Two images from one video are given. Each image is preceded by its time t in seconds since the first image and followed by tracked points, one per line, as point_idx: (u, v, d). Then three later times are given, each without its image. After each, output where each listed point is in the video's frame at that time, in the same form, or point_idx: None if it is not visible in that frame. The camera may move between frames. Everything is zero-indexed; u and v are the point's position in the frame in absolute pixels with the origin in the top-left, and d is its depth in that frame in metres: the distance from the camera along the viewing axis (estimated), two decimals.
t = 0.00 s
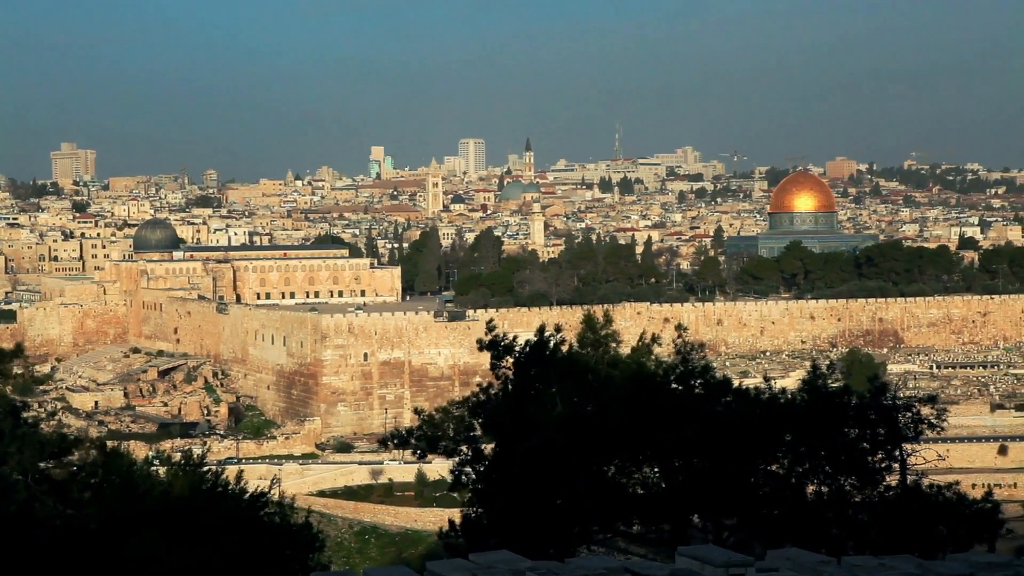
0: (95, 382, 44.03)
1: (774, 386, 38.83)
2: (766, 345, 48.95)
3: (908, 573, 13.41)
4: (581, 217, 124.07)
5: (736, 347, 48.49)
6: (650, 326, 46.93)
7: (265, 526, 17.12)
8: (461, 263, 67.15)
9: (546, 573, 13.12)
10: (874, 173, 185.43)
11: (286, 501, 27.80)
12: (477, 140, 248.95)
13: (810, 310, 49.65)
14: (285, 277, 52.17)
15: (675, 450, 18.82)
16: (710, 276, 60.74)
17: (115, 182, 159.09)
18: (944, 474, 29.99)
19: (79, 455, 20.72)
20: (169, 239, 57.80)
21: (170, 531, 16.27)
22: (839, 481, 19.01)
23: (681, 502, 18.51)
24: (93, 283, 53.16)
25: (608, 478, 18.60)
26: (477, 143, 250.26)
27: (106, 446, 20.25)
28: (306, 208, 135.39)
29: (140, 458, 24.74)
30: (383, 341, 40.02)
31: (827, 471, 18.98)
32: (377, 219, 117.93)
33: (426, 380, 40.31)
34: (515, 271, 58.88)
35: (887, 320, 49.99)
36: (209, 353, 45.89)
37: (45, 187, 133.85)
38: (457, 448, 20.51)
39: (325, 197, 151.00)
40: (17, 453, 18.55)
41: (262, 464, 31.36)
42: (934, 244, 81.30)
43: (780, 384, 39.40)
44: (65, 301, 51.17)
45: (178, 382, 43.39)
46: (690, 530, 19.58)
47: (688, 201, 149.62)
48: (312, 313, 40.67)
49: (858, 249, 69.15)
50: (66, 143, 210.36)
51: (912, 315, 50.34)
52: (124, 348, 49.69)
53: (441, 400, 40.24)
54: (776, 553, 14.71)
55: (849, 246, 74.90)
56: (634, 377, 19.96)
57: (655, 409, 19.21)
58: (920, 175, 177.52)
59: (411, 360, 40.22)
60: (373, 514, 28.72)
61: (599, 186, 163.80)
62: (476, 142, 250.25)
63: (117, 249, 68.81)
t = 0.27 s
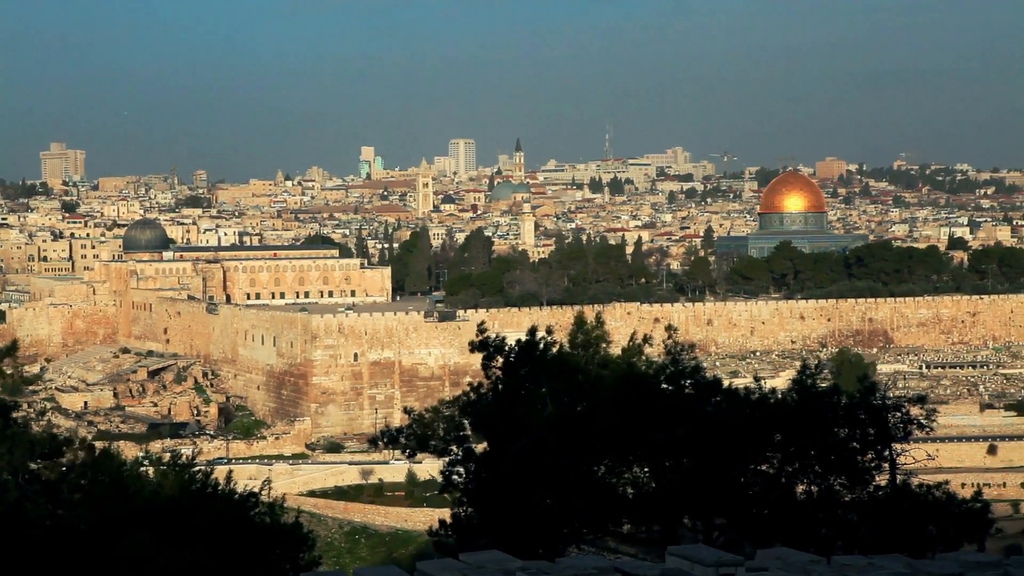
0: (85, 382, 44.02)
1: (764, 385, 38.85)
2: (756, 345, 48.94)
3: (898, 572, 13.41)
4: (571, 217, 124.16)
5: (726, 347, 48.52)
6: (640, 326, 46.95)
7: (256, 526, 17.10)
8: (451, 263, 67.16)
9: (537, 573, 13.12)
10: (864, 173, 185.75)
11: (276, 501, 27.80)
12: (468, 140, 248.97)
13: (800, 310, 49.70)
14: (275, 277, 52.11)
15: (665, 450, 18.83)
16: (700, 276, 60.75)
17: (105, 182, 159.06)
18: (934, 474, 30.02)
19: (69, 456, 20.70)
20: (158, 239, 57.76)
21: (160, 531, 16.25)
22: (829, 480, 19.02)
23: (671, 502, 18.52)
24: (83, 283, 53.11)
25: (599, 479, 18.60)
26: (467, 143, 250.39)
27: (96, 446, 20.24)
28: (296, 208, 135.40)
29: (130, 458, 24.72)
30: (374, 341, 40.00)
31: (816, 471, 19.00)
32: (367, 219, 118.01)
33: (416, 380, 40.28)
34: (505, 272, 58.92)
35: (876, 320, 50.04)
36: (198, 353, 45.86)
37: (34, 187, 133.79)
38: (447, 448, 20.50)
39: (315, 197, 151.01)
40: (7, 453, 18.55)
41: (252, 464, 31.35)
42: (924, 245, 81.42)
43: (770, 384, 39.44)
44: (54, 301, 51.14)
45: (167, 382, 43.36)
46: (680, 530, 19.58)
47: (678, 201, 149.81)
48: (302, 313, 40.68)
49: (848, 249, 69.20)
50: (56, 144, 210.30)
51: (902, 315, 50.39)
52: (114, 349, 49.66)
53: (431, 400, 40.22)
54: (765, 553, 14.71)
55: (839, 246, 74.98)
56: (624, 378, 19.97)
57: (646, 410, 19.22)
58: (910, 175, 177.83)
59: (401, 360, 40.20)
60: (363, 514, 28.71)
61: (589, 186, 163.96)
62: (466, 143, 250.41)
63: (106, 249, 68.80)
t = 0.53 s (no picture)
0: (74, 382, 44.00)
1: (755, 385, 38.87)
2: (746, 345, 48.96)
3: (888, 572, 13.41)
4: (562, 217, 124.18)
5: (716, 347, 48.55)
6: (631, 326, 46.96)
7: (245, 527, 17.10)
8: (441, 263, 67.16)
9: (527, 573, 13.12)
10: (854, 173, 186.00)
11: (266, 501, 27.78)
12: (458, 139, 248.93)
13: (790, 310, 49.73)
14: (265, 277, 52.13)
15: (655, 450, 18.84)
16: (689, 276, 60.77)
17: (95, 182, 158.88)
18: (923, 473, 30.05)
19: (58, 457, 20.66)
20: (148, 238, 57.69)
21: (151, 531, 16.24)
22: (819, 480, 19.02)
23: (661, 502, 18.54)
24: (72, 283, 53.01)
25: (589, 479, 18.62)
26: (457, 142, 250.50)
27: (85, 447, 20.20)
28: (286, 208, 135.31)
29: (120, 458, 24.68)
30: (364, 341, 39.98)
31: (807, 470, 19.01)
32: (357, 219, 118.02)
33: (406, 380, 40.25)
34: (495, 271, 58.92)
35: (866, 320, 50.09)
36: (188, 353, 45.81)
37: (23, 187, 133.60)
38: (437, 447, 20.50)
39: (305, 197, 150.91)
40: None
41: (242, 464, 31.32)
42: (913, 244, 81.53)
43: (760, 383, 39.46)
44: (44, 301, 51.07)
45: (157, 382, 43.32)
46: (670, 530, 19.59)
47: (669, 201, 149.95)
48: (292, 312, 40.66)
49: (838, 249, 69.28)
50: (46, 144, 210.07)
51: (892, 315, 50.43)
52: (104, 349, 49.61)
53: (422, 400, 40.18)
54: (755, 553, 14.71)
55: (829, 246, 75.06)
56: (615, 377, 19.97)
57: (636, 409, 19.23)
58: (899, 175, 178.11)
59: (392, 360, 40.18)
60: (353, 514, 28.70)
61: (580, 185, 164.08)
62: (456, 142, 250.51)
63: (95, 248, 68.71)
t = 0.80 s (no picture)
0: (62, 382, 43.97)
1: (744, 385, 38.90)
2: (735, 345, 48.98)
3: (877, 573, 13.40)
4: (551, 217, 124.21)
5: (705, 347, 48.57)
6: (620, 326, 46.95)
7: (234, 527, 17.08)
8: (430, 263, 67.11)
9: (517, 573, 13.14)
10: (843, 173, 186.29)
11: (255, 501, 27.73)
12: (447, 139, 248.95)
13: (779, 310, 49.78)
14: (254, 277, 52.09)
15: (644, 450, 18.86)
16: (679, 276, 60.76)
17: (83, 182, 158.67)
18: (911, 473, 30.09)
19: (45, 458, 20.60)
20: (136, 239, 57.61)
21: (140, 531, 16.23)
22: (807, 480, 19.05)
23: (650, 502, 18.57)
24: (60, 283, 52.89)
25: (578, 478, 18.65)
26: (446, 142, 250.62)
27: (71, 447, 20.14)
28: (275, 208, 135.21)
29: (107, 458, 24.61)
30: (353, 342, 39.97)
31: (795, 470, 19.03)
32: (346, 219, 118.01)
33: (395, 380, 40.25)
34: (485, 271, 58.93)
35: (855, 320, 50.14)
36: (176, 354, 45.76)
37: (11, 187, 133.38)
38: (426, 447, 20.51)
39: (294, 197, 150.80)
40: None
41: (231, 465, 31.29)
42: (901, 245, 81.67)
43: (749, 383, 39.48)
44: (31, 301, 50.96)
45: (146, 382, 43.27)
46: (660, 530, 19.59)
47: (658, 201, 150.06)
48: (281, 313, 40.64)
49: (826, 249, 69.36)
50: (33, 144, 209.65)
51: (880, 315, 50.48)
52: (92, 349, 49.53)
53: (411, 400, 40.17)
54: (744, 553, 14.73)
55: (818, 246, 75.12)
56: (604, 377, 19.99)
57: (626, 410, 19.24)
58: (888, 175, 178.42)
59: (381, 360, 40.18)
60: (342, 515, 28.69)
61: (569, 185, 164.18)
62: (445, 142, 250.64)
63: (83, 248, 68.62)
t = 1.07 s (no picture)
0: (52, 382, 43.91)
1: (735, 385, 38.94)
2: (725, 345, 49.03)
3: (868, 573, 13.41)
4: (542, 217, 124.27)
5: (695, 347, 48.62)
6: (611, 326, 46.97)
7: (224, 527, 17.09)
8: (422, 263, 67.09)
9: (507, 573, 13.16)
10: (833, 173, 186.59)
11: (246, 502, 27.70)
12: (438, 140, 249.02)
13: (770, 310, 49.83)
14: (245, 277, 52.03)
15: (635, 450, 18.89)
16: (670, 277, 60.77)
17: (74, 182, 158.58)
18: (902, 473, 30.15)
19: (34, 458, 20.56)
20: (127, 239, 57.60)
21: (130, 531, 16.23)
22: (799, 479, 19.09)
23: (641, 502, 18.59)
24: (51, 284, 52.81)
25: (569, 478, 18.66)
26: (438, 142, 250.71)
27: (61, 448, 20.10)
28: (266, 208, 135.19)
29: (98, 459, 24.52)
30: (344, 342, 39.96)
31: (786, 470, 19.06)
32: (337, 219, 118.06)
33: (386, 381, 40.26)
34: (476, 271, 58.97)
35: (846, 320, 50.21)
36: (167, 354, 45.73)
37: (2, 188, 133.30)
38: (416, 447, 20.52)
39: (285, 197, 150.77)
40: None
41: (221, 465, 31.29)
42: (892, 245, 81.80)
43: (740, 383, 39.53)
44: (21, 302, 50.88)
45: (137, 382, 43.26)
46: (651, 530, 19.61)
47: (649, 201, 150.20)
48: (272, 313, 40.62)
49: (817, 249, 69.45)
50: (24, 144, 209.47)
51: (871, 315, 50.55)
52: (83, 349, 49.53)
53: (402, 400, 40.20)
54: (735, 553, 14.74)
55: (808, 247, 75.19)
56: (595, 377, 20.00)
57: (617, 410, 19.25)
58: (878, 175, 178.70)
59: (372, 361, 40.20)
60: (333, 515, 28.69)
61: (560, 186, 164.33)
62: (437, 142, 250.72)
63: (74, 248, 68.60)
